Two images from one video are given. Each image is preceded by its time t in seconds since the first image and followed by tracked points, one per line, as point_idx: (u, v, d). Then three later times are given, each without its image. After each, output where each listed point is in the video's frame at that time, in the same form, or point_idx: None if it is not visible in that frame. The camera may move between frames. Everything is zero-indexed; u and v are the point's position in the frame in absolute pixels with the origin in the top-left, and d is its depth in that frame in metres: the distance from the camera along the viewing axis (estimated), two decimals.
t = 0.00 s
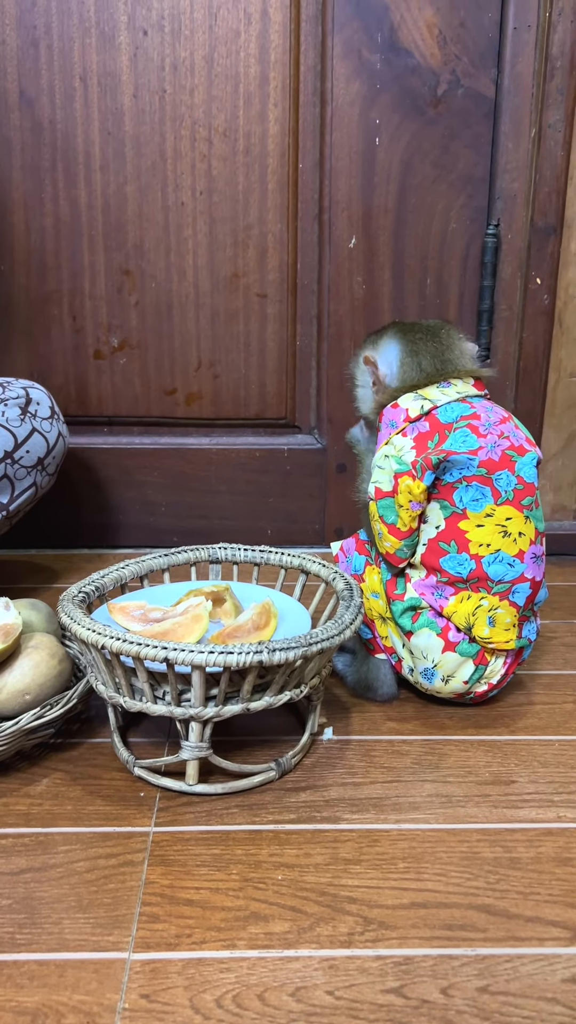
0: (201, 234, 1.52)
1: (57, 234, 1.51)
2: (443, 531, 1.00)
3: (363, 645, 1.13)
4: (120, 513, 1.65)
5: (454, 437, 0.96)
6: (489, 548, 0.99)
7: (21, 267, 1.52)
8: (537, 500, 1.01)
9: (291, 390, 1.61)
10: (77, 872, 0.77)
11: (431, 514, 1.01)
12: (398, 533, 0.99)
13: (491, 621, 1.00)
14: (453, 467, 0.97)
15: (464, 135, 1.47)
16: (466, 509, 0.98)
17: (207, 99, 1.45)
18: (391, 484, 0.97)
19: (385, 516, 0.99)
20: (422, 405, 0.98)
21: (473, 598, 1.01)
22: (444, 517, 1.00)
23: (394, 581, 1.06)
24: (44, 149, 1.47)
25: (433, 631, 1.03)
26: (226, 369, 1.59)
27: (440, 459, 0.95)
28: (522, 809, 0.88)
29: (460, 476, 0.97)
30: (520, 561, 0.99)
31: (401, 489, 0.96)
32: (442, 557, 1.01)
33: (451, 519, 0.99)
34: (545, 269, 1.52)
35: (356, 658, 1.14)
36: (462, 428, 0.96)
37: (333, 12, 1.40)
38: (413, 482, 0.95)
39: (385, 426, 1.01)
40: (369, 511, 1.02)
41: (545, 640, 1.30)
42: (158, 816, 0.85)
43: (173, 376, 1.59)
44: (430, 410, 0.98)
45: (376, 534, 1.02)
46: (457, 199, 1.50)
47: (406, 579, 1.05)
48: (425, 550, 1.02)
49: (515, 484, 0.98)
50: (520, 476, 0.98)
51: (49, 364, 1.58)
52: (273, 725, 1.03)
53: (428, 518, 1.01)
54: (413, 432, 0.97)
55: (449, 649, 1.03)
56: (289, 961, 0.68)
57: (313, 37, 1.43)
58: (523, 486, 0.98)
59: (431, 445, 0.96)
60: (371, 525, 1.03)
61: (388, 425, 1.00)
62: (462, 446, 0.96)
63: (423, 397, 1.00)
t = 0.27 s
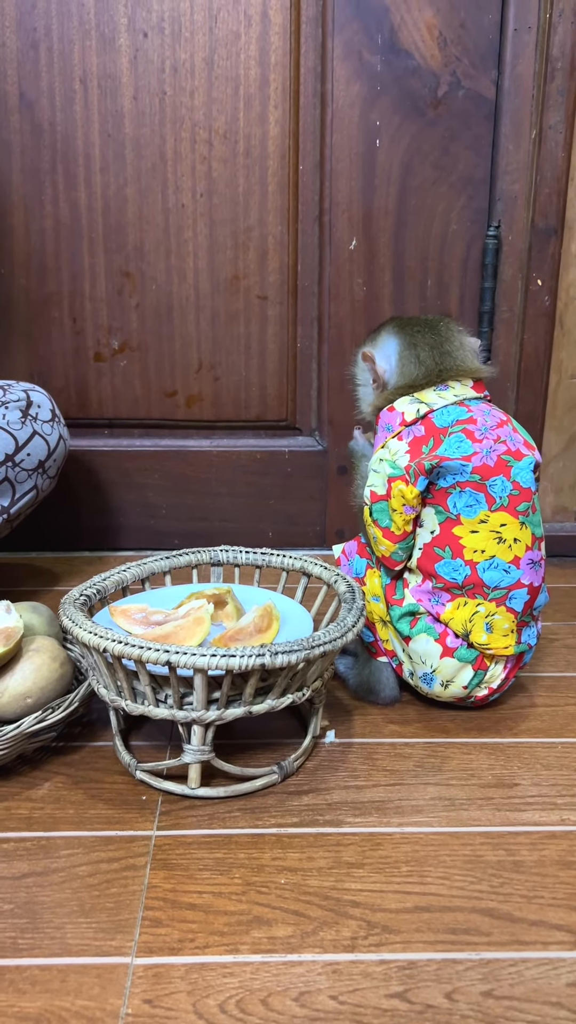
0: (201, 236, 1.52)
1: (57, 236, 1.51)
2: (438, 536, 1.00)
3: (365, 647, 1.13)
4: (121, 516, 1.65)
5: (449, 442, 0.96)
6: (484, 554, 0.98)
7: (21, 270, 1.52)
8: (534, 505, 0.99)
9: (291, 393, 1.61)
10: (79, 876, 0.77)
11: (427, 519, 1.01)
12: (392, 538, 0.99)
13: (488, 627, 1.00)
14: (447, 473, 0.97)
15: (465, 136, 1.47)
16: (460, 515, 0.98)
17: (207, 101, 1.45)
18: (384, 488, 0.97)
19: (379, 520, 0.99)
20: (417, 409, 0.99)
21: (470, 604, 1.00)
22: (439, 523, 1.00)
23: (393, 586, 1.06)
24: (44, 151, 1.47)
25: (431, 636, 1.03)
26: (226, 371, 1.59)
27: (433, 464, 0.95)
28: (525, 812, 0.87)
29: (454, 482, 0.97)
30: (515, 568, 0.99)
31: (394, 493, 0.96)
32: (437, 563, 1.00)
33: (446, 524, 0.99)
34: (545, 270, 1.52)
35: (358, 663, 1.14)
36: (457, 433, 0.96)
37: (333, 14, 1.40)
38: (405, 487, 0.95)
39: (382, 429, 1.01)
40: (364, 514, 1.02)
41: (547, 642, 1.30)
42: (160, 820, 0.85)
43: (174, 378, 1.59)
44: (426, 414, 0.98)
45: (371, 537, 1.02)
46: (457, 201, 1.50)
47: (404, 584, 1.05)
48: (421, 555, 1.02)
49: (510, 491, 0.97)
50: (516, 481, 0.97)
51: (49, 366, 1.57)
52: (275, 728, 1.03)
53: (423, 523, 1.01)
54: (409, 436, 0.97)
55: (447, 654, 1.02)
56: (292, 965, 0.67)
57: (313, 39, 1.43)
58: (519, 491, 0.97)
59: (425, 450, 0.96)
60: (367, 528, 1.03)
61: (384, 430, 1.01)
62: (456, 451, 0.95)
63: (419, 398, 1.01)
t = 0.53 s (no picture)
0: (202, 238, 1.52)
1: (58, 239, 1.51)
2: (435, 539, 1.00)
3: (366, 649, 1.13)
4: (121, 518, 1.65)
5: (446, 445, 0.96)
6: (480, 558, 0.98)
7: (21, 272, 1.52)
8: (532, 509, 0.99)
9: (292, 395, 1.61)
10: (81, 878, 0.77)
11: (424, 522, 1.01)
12: (392, 540, 1.00)
13: (486, 631, 0.99)
14: (444, 476, 0.97)
15: (465, 138, 1.47)
16: (457, 519, 0.98)
17: (207, 104, 1.46)
18: (382, 492, 0.97)
19: (378, 522, 0.99)
20: (415, 411, 0.99)
21: (467, 608, 1.00)
22: (436, 526, 0.99)
23: (392, 588, 1.06)
24: (44, 154, 1.47)
25: (429, 639, 1.02)
26: (227, 373, 1.59)
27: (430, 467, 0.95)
28: (527, 814, 0.87)
29: (450, 485, 0.97)
30: (513, 572, 0.98)
31: (393, 497, 0.96)
32: (435, 566, 1.00)
33: (443, 528, 0.99)
34: (545, 272, 1.52)
35: (360, 664, 1.13)
36: (454, 436, 0.96)
37: (332, 16, 1.41)
38: (403, 490, 0.96)
39: (380, 433, 1.02)
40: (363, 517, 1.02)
41: (548, 644, 1.30)
42: (161, 822, 0.85)
43: (174, 380, 1.59)
44: (425, 416, 0.98)
45: (370, 539, 1.02)
46: (458, 202, 1.50)
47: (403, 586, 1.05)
48: (419, 559, 1.02)
49: (507, 494, 0.96)
50: (513, 485, 0.96)
51: (50, 368, 1.57)
52: (276, 730, 1.03)
53: (421, 526, 1.01)
54: (406, 439, 0.97)
55: (446, 657, 1.02)
56: (294, 968, 0.67)
57: (313, 41, 1.43)
58: (516, 495, 0.97)
59: (422, 453, 0.96)
60: (365, 530, 1.03)
61: (382, 433, 1.01)
62: (452, 455, 0.95)
63: (418, 401, 1.01)
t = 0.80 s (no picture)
0: (199, 239, 1.53)
1: (56, 241, 1.51)
2: (430, 537, 1.00)
3: (363, 649, 1.13)
4: (120, 518, 1.65)
5: (442, 443, 0.96)
6: (475, 557, 0.98)
7: (19, 274, 1.53)
8: (528, 508, 0.99)
9: (289, 396, 1.62)
10: (78, 877, 0.77)
11: (419, 520, 1.01)
12: (379, 532, 1.00)
13: (481, 630, 1.00)
14: (439, 474, 0.97)
15: (461, 140, 1.48)
16: (452, 517, 0.98)
17: (204, 106, 1.46)
18: (375, 484, 0.98)
19: (369, 514, 1.00)
20: (415, 406, 1.00)
21: (462, 607, 1.00)
22: (431, 524, 1.00)
23: (387, 587, 1.06)
24: (42, 156, 1.47)
25: (425, 638, 1.03)
26: (224, 374, 1.60)
27: (426, 465, 0.95)
28: (523, 812, 0.88)
29: (446, 484, 0.97)
30: (507, 571, 0.99)
31: (383, 490, 0.96)
32: (430, 565, 1.01)
33: (438, 526, 0.99)
34: (542, 272, 1.53)
35: (356, 664, 1.14)
36: (451, 434, 0.97)
37: (329, 18, 1.41)
38: (396, 485, 0.95)
39: (379, 427, 1.03)
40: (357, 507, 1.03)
41: (545, 643, 1.31)
42: (159, 821, 0.85)
43: (172, 381, 1.60)
44: (422, 414, 0.99)
45: (361, 531, 1.03)
46: (454, 203, 1.50)
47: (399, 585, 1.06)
48: (414, 557, 1.02)
49: (503, 494, 0.97)
50: (509, 484, 0.97)
51: (48, 369, 1.58)
52: (274, 730, 1.03)
53: (416, 523, 1.01)
54: (404, 433, 0.98)
55: (441, 656, 1.02)
56: (291, 965, 0.67)
57: (310, 43, 1.44)
58: (512, 494, 0.97)
59: (418, 450, 0.97)
60: (358, 522, 1.04)
61: (382, 426, 1.03)
62: (448, 453, 0.96)
63: (416, 398, 1.02)
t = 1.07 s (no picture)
0: (199, 240, 1.53)
1: (56, 242, 1.51)
2: (433, 541, 1.00)
3: (363, 649, 1.13)
4: (120, 519, 1.66)
5: (448, 447, 0.96)
6: (479, 562, 0.98)
7: (19, 275, 1.53)
8: (532, 514, 0.99)
9: (289, 396, 1.62)
10: (79, 878, 0.77)
11: (423, 524, 1.01)
12: (381, 537, 1.00)
13: (484, 635, 1.00)
14: (445, 479, 0.97)
15: (460, 140, 1.48)
16: (456, 522, 0.98)
17: (203, 107, 1.46)
18: (378, 487, 0.98)
19: (372, 517, 1.00)
20: (420, 409, 1.00)
21: (465, 612, 1.00)
22: (435, 528, 1.00)
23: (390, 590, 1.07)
24: (42, 157, 1.47)
25: (427, 642, 1.03)
26: (224, 375, 1.60)
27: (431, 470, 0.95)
28: (523, 813, 0.88)
29: (450, 488, 0.97)
30: (511, 577, 0.99)
31: (387, 493, 0.97)
32: (433, 568, 1.01)
33: (442, 531, 0.99)
34: (541, 273, 1.53)
35: (356, 664, 1.14)
36: (457, 437, 0.97)
37: (329, 19, 1.41)
38: (400, 489, 0.96)
39: (384, 429, 1.03)
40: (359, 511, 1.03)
41: (545, 644, 1.31)
42: (159, 822, 0.85)
43: (171, 383, 1.60)
44: (429, 415, 0.99)
45: (363, 534, 1.03)
46: (453, 204, 1.51)
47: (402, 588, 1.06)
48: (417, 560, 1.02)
49: (508, 499, 0.96)
50: (514, 490, 0.97)
51: (47, 370, 1.58)
52: (274, 731, 1.03)
53: (420, 527, 1.02)
54: (409, 437, 0.98)
55: (443, 660, 1.03)
56: (292, 967, 0.68)
57: (309, 44, 1.44)
58: (516, 501, 0.97)
59: (423, 453, 0.97)
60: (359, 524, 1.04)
61: (387, 428, 1.02)
62: (454, 458, 0.96)
63: (422, 400, 1.02)
